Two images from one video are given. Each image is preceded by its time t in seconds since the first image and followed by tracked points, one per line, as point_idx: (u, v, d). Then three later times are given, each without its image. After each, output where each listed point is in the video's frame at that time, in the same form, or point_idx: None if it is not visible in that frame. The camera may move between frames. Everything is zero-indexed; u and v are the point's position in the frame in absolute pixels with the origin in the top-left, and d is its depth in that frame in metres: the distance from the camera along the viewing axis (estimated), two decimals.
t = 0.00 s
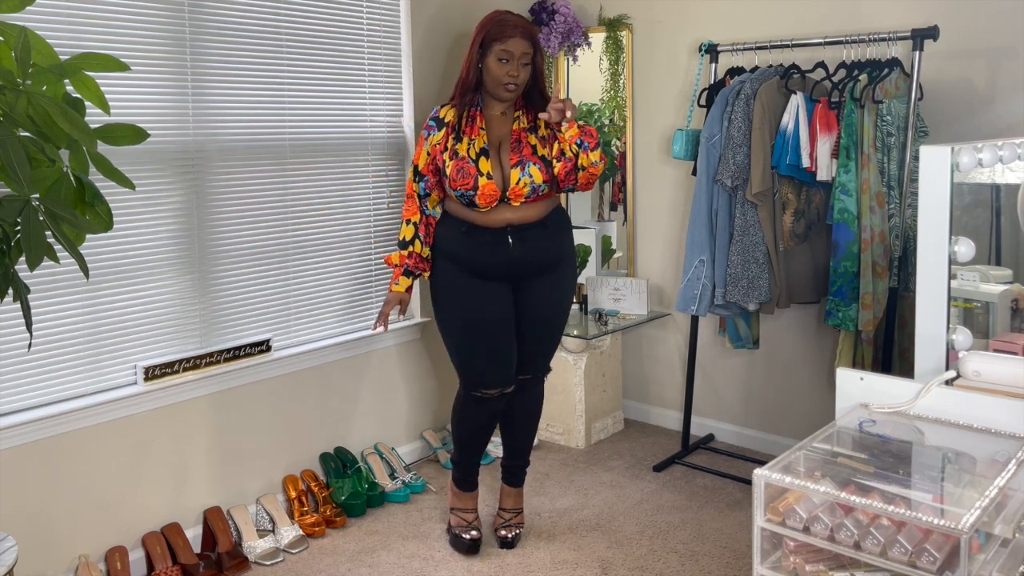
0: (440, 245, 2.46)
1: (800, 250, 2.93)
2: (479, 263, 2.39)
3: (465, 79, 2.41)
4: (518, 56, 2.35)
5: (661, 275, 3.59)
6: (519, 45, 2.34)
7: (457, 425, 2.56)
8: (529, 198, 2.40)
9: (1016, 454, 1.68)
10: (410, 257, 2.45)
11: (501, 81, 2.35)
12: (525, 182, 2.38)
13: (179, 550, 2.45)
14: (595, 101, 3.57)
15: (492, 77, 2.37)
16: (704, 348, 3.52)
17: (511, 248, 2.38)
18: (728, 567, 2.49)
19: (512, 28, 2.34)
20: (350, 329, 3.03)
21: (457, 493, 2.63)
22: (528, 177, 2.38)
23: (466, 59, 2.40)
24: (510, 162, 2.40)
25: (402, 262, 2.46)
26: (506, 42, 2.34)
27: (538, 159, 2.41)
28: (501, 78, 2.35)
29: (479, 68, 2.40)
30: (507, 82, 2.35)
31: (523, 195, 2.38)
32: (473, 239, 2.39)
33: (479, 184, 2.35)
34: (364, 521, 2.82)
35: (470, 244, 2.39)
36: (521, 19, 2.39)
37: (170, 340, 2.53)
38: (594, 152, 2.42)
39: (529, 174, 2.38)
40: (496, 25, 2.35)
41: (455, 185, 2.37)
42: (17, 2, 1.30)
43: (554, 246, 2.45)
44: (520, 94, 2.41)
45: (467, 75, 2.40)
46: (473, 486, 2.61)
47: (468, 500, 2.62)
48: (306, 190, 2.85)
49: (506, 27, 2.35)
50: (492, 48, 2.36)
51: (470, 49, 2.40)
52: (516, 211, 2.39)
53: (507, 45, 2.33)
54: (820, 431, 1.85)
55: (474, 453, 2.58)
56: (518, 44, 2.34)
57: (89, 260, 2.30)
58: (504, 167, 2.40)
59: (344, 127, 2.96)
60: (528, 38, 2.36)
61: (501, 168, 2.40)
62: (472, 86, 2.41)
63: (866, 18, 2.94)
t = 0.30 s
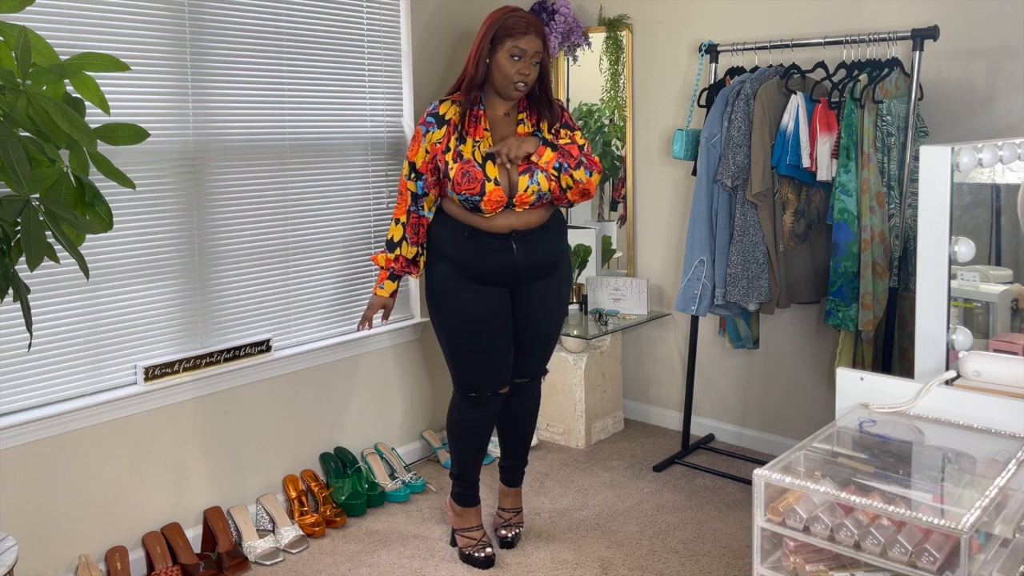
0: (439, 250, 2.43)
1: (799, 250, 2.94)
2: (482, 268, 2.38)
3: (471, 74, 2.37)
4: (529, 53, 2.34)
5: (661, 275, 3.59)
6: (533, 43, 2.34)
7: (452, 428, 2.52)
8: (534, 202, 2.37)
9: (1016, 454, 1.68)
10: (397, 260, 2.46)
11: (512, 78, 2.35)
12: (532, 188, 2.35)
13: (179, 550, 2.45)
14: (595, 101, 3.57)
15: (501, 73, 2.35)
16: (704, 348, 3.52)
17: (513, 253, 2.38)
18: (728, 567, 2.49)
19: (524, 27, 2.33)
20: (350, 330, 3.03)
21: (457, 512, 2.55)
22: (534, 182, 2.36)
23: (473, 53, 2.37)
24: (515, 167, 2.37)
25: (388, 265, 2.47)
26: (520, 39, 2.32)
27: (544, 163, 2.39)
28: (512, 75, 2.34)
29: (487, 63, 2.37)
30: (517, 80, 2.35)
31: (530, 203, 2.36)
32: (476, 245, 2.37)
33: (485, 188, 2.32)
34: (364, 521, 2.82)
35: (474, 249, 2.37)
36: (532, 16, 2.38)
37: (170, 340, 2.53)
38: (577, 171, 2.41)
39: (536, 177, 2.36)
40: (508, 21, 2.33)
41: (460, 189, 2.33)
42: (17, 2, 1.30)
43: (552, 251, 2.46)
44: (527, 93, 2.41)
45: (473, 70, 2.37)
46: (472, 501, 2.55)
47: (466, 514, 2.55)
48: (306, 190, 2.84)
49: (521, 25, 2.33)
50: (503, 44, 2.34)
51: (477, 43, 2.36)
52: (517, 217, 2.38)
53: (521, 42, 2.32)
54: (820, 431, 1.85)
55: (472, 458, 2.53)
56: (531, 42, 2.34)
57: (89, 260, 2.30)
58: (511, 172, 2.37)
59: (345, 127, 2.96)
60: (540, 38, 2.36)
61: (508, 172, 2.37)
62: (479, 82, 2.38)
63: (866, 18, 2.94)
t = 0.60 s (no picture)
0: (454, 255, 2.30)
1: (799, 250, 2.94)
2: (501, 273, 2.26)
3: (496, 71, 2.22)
4: (562, 57, 2.23)
5: (661, 275, 3.59)
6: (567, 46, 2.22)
7: (452, 429, 2.44)
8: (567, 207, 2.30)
9: (1016, 454, 1.68)
10: (427, 268, 2.20)
11: (541, 77, 2.22)
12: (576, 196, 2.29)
13: (179, 550, 2.45)
14: (595, 101, 3.58)
15: (531, 76, 2.23)
16: (704, 348, 3.52)
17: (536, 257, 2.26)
18: (728, 566, 2.49)
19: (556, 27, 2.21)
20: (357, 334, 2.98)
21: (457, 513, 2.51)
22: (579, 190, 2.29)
23: (498, 51, 2.22)
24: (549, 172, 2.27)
25: (418, 274, 2.19)
26: (555, 41, 2.20)
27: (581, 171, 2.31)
28: (546, 78, 2.22)
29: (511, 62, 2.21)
30: (550, 85, 2.23)
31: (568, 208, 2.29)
32: (501, 252, 2.25)
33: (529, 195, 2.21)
34: (364, 521, 2.82)
35: (498, 252, 2.25)
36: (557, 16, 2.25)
37: (170, 340, 2.53)
38: (610, 174, 2.35)
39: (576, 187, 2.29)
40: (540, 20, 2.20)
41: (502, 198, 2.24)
42: (17, 2, 1.30)
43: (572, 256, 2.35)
44: (554, 95, 2.29)
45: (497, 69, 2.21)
46: (472, 501, 2.49)
47: (466, 513, 2.51)
48: (305, 191, 2.85)
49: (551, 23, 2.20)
50: (529, 43, 2.21)
51: (502, 41, 2.21)
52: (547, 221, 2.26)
53: (556, 44, 2.20)
54: (821, 431, 1.85)
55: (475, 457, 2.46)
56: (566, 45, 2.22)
57: (89, 260, 2.30)
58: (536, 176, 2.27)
59: (345, 127, 2.96)
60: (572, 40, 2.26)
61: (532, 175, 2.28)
62: (504, 82, 2.21)
63: (866, 17, 2.93)
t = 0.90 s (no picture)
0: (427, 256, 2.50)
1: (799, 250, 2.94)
2: (469, 265, 2.42)
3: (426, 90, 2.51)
4: (463, 54, 2.41)
5: (661, 275, 3.59)
6: (466, 44, 2.41)
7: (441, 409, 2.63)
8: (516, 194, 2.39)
9: (1016, 454, 1.68)
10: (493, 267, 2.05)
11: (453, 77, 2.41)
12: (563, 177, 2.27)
13: (179, 550, 2.45)
14: (595, 101, 3.58)
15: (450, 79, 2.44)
16: (704, 348, 3.52)
17: (503, 243, 2.38)
18: (728, 566, 2.49)
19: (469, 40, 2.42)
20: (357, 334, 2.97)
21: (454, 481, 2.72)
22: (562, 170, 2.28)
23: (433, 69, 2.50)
24: (483, 162, 2.35)
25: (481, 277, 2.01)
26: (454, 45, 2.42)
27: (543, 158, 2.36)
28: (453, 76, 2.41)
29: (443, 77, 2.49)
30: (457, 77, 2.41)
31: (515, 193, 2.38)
32: (468, 246, 2.40)
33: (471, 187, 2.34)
34: (364, 521, 2.82)
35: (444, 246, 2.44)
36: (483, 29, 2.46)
37: (170, 340, 2.53)
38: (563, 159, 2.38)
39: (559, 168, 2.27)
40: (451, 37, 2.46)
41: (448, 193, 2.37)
42: (17, 2, 1.30)
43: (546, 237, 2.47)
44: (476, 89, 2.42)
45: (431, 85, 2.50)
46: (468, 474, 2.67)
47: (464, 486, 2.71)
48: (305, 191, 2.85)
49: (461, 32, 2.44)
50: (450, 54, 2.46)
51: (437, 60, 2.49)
52: (495, 207, 2.37)
53: (456, 46, 2.42)
54: (821, 431, 1.86)
55: (467, 438, 2.63)
56: (466, 44, 2.41)
57: (89, 260, 2.30)
58: (447, 170, 2.39)
59: (345, 127, 2.96)
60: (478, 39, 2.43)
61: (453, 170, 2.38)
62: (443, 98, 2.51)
63: (867, 17, 2.93)
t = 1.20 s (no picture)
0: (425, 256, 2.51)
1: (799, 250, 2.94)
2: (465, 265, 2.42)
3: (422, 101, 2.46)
4: (458, 80, 2.31)
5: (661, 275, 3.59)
6: (460, 69, 2.30)
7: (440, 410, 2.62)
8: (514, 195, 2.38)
9: (1016, 454, 1.68)
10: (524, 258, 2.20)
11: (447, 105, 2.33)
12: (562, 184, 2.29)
13: (179, 550, 2.45)
14: (595, 101, 3.58)
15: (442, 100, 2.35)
16: (704, 348, 3.52)
17: (499, 242, 2.38)
18: (728, 566, 2.49)
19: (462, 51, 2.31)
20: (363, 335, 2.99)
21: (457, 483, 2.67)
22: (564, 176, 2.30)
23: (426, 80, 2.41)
24: (483, 169, 2.34)
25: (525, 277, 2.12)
26: (447, 68, 2.30)
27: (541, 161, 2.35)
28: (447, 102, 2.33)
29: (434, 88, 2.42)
30: (452, 106, 2.32)
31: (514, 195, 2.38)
32: (464, 246, 2.40)
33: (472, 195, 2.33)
34: (364, 521, 2.82)
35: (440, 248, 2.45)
36: (476, 42, 2.32)
37: (170, 340, 2.53)
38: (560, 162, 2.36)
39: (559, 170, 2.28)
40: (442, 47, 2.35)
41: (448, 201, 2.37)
42: (17, 2, 1.30)
43: (543, 238, 2.46)
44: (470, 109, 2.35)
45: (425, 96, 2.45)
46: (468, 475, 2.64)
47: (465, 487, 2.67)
48: (305, 191, 2.85)
49: (453, 51, 2.31)
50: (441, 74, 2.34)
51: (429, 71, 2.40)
52: (494, 211, 2.36)
53: (448, 70, 2.30)
54: (821, 431, 1.86)
55: (466, 439, 2.61)
56: (459, 69, 2.30)
57: (89, 260, 2.30)
58: (448, 178, 2.38)
59: (345, 127, 2.96)
60: (473, 60, 2.30)
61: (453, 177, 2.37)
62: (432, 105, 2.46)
63: (867, 17, 2.93)
